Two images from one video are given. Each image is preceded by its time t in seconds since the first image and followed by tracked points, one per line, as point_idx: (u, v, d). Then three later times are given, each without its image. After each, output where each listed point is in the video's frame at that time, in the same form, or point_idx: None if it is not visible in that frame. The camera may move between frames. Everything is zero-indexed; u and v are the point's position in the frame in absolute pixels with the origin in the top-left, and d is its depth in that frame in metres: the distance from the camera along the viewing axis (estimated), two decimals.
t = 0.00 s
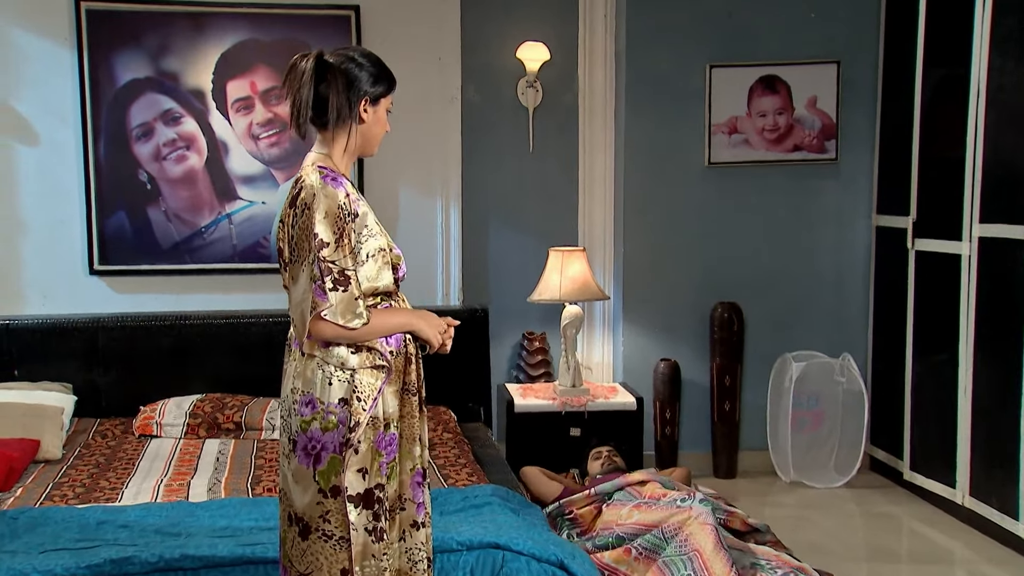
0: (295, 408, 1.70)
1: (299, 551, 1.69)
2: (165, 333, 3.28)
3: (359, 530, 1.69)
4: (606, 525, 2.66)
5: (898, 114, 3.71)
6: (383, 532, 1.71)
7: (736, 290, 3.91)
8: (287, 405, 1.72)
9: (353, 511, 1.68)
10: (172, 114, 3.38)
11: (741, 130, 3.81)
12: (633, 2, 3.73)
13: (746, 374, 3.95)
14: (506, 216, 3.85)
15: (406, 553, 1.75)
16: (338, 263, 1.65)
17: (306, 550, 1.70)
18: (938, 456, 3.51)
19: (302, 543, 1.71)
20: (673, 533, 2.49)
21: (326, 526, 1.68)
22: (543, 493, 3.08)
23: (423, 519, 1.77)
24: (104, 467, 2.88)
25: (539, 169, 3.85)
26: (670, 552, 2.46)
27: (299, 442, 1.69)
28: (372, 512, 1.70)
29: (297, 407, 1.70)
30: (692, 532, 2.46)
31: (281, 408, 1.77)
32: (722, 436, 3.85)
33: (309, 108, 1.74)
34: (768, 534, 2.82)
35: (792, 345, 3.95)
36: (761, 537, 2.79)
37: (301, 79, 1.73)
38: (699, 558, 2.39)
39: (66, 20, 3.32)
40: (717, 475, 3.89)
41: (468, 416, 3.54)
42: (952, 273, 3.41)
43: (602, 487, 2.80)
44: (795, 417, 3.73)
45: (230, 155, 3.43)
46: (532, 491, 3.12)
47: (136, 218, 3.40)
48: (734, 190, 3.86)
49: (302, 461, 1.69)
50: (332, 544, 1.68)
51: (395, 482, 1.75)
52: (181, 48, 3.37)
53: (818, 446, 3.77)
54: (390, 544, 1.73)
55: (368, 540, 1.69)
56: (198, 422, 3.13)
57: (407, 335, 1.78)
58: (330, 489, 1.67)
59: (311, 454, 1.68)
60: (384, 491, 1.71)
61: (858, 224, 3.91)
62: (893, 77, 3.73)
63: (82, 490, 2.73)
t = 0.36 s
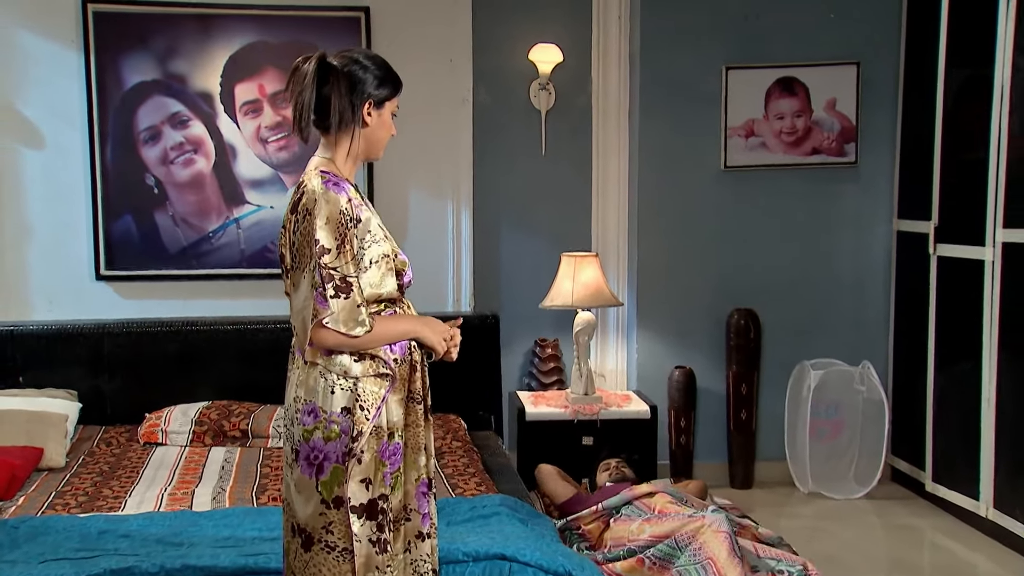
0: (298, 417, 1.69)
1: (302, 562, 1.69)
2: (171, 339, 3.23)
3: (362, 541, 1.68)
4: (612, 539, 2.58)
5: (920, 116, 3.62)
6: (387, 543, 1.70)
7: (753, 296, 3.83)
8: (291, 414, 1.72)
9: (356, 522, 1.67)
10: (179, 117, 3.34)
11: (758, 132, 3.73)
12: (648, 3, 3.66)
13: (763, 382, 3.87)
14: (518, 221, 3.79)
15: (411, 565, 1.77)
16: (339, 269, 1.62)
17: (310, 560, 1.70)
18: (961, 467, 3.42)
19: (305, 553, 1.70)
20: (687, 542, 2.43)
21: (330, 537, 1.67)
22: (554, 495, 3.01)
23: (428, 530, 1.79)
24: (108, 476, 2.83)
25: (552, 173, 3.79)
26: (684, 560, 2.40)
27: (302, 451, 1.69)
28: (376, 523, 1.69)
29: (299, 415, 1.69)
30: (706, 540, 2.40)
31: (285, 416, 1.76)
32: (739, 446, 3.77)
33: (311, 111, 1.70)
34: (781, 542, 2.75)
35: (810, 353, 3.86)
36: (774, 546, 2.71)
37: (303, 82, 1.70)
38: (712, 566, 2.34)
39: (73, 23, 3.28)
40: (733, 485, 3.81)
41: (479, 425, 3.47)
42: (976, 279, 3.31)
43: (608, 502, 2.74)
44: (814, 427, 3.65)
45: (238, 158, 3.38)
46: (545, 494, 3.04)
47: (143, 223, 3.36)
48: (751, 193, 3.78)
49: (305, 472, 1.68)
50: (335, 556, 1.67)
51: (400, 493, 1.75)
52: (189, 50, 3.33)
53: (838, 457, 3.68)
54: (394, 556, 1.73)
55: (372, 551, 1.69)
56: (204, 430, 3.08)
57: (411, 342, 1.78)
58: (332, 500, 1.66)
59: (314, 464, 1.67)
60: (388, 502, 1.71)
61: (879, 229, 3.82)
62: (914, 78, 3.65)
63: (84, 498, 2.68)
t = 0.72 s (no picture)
0: (296, 426, 1.64)
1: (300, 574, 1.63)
2: (178, 345, 3.18)
3: (361, 553, 1.62)
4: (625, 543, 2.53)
5: (943, 117, 3.53)
6: (386, 555, 1.64)
7: (771, 302, 3.74)
8: (289, 423, 1.66)
9: (355, 533, 1.61)
10: (187, 119, 3.30)
11: (777, 134, 3.65)
12: (663, 2, 3.59)
13: (781, 389, 3.78)
14: (531, 224, 3.73)
15: None
16: (335, 275, 1.57)
17: (308, 572, 1.64)
18: (986, 478, 3.31)
19: (304, 565, 1.64)
20: (701, 521, 2.42)
21: (327, 548, 1.61)
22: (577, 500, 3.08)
23: (432, 540, 1.73)
24: (111, 483, 2.78)
25: (566, 175, 3.72)
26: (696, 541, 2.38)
27: (300, 461, 1.63)
28: (375, 534, 1.63)
29: (298, 423, 1.63)
30: (720, 522, 2.40)
31: (284, 423, 1.71)
32: (756, 455, 3.68)
33: (310, 112, 1.64)
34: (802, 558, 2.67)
35: (830, 360, 3.77)
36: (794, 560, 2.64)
37: (301, 83, 1.64)
38: (725, 552, 2.32)
39: (80, 24, 3.25)
40: (751, 495, 3.72)
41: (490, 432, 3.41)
42: (1001, 285, 3.22)
43: (624, 514, 2.71)
44: (834, 436, 3.56)
45: (246, 161, 3.34)
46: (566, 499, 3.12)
47: (150, 227, 3.32)
48: (769, 196, 3.70)
49: (302, 481, 1.63)
50: (333, 568, 1.62)
51: (401, 503, 1.69)
52: (197, 51, 3.29)
53: (857, 467, 3.60)
54: (395, 567, 1.67)
55: (371, 563, 1.62)
56: (210, 437, 3.02)
57: (413, 349, 1.71)
58: (330, 511, 1.61)
59: (312, 474, 1.62)
60: (388, 513, 1.65)
61: (901, 233, 3.72)
62: (937, 79, 3.56)
63: (87, 506, 2.62)
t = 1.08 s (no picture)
0: (295, 434, 1.58)
1: None
2: (186, 351, 3.13)
3: (360, 565, 1.55)
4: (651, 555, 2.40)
5: (972, 117, 3.42)
6: (386, 568, 1.57)
7: (793, 308, 3.64)
8: (289, 430, 1.60)
9: (354, 545, 1.55)
10: (197, 121, 3.25)
11: (799, 137, 3.56)
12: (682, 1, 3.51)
13: (804, 398, 3.68)
14: (547, 229, 3.66)
15: None
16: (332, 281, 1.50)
17: None
18: (1017, 491, 3.20)
19: None
20: (741, 535, 2.24)
21: (325, 560, 1.55)
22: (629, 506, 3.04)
23: (435, 553, 1.65)
24: (117, 492, 2.72)
25: (582, 179, 3.65)
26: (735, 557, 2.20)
27: (299, 470, 1.57)
28: (374, 546, 1.56)
29: (297, 431, 1.58)
30: (762, 540, 2.21)
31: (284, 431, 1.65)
32: (778, 466, 3.58)
33: (311, 115, 1.58)
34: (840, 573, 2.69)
35: (854, 368, 3.67)
36: None
37: (303, 84, 1.57)
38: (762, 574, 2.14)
39: (89, 25, 3.21)
40: (772, 507, 3.63)
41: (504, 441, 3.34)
42: None
43: (648, 526, 2.58)
44: (857, 446, 3.46)
45: (258, 165, 3.29)
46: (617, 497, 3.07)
47: (159, 231, 3.27)
48: (790, 200, 3.60)
49: (300, 491, 1.56)
50: None
51: (403, 514, 1.62)
52: (207, 53, 3.24)
53: (883, 479, 3.49)
54: None
55: None
56: (218, 445, 2.97)
57: (416, 356, 1.64)
58: (328, 521, 1.54)
59: (310, 483, 1.55)
60: (388, 524, 1.58)
61: (927, 237, 3.62)
62: (966, 78, 3.45)
63: (91, 515, 2.57)
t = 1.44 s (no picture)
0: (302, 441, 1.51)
1: None
2: (201, 357, 3.09)
3: None
4: (698, 549, 2.20)
5: (1009, 117, 3.30)
6: None
7: (822, 315, 3.54)
8: (297, 437, 1.54)
9: (359, 555, 1.46)
10: (213, 123, 3.21)
11: (828, 138, 3.45)
12: None
13: (833, 407, 3.57)
14: (568, 232, 3.58)
15: None
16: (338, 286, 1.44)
17: None
18: None
19: None
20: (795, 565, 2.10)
21: (331, 570, 1.47)
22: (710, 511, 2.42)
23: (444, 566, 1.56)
24: (128, 500, 2.67)
25: (605, 181, 3.57)
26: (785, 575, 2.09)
27: (305, 477, 1.50)
28: (381, 557, 1.48)
29: (304, 437, 1.51)
30: (818, 564, 2.09)
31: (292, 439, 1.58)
32: (806, 477, 3.48)
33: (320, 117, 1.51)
34: None
35: (885, 377, 3.55)
36: None
37: (311, 85, 1.50)
38: None
39: (105, 27, 3.17)
40: (800, 518, 3.52)
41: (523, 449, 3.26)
42: None
43: (698, 519, 2.33)
44: (887, 456, 3.36)
45: (274, 167, 3.24)
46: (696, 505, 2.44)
47: (175, 235, 3.23)
48: (819, 203, 3.50)
49: (307, 499, 1.49)
50: None
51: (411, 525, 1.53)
52: (224, 54, 3.20)
53: (916, 492, 3.37)
54: None
55: None
56: (231, 452, 2.91)
57: (425, 362, 1.55)
58: (334, 530, 1.47)
59: (317, 491, 1.48)
60: (395, 534, 1.50)
61: (962, 242, 3.50)
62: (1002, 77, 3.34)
63: (101, 523, 2.51)
